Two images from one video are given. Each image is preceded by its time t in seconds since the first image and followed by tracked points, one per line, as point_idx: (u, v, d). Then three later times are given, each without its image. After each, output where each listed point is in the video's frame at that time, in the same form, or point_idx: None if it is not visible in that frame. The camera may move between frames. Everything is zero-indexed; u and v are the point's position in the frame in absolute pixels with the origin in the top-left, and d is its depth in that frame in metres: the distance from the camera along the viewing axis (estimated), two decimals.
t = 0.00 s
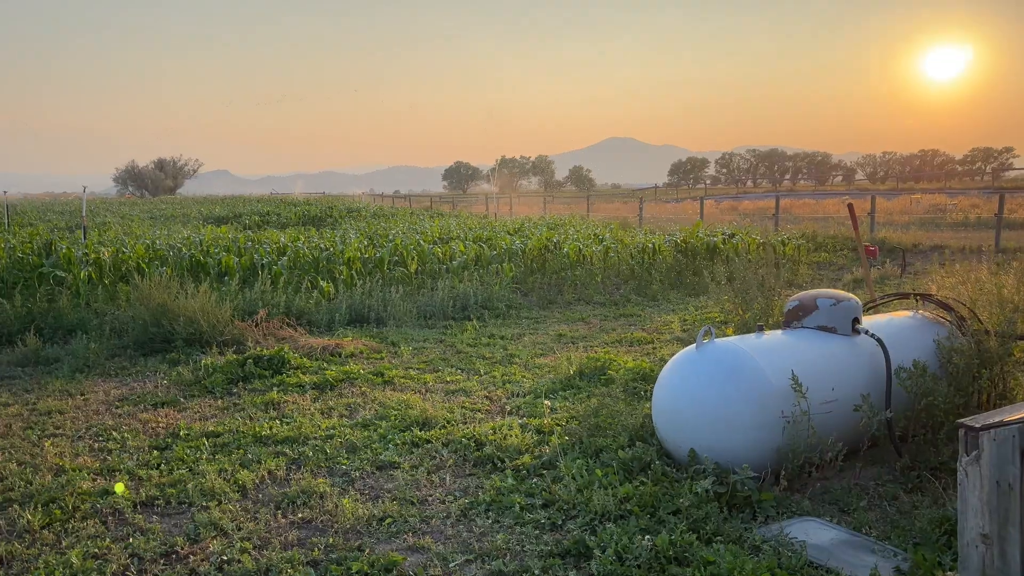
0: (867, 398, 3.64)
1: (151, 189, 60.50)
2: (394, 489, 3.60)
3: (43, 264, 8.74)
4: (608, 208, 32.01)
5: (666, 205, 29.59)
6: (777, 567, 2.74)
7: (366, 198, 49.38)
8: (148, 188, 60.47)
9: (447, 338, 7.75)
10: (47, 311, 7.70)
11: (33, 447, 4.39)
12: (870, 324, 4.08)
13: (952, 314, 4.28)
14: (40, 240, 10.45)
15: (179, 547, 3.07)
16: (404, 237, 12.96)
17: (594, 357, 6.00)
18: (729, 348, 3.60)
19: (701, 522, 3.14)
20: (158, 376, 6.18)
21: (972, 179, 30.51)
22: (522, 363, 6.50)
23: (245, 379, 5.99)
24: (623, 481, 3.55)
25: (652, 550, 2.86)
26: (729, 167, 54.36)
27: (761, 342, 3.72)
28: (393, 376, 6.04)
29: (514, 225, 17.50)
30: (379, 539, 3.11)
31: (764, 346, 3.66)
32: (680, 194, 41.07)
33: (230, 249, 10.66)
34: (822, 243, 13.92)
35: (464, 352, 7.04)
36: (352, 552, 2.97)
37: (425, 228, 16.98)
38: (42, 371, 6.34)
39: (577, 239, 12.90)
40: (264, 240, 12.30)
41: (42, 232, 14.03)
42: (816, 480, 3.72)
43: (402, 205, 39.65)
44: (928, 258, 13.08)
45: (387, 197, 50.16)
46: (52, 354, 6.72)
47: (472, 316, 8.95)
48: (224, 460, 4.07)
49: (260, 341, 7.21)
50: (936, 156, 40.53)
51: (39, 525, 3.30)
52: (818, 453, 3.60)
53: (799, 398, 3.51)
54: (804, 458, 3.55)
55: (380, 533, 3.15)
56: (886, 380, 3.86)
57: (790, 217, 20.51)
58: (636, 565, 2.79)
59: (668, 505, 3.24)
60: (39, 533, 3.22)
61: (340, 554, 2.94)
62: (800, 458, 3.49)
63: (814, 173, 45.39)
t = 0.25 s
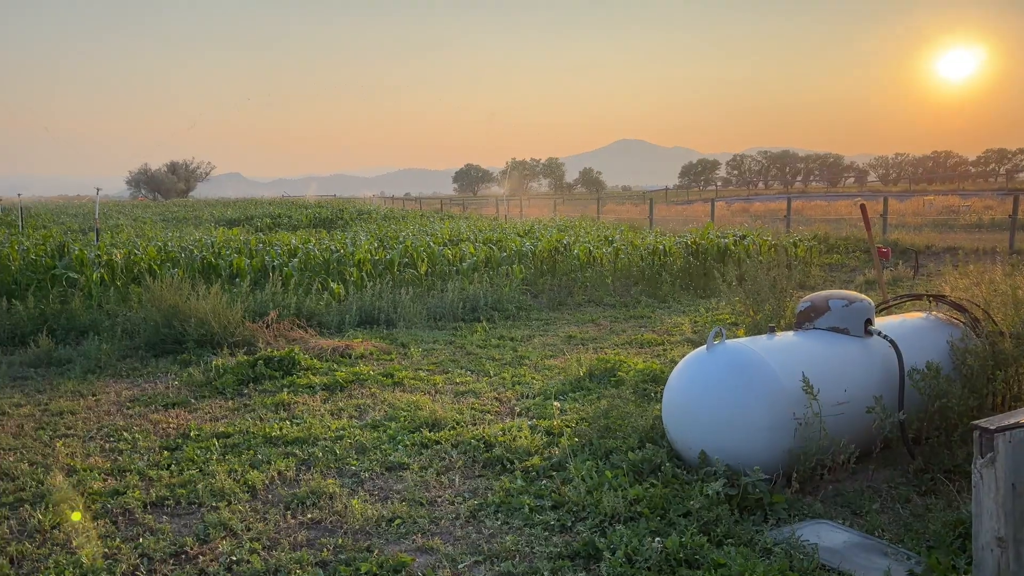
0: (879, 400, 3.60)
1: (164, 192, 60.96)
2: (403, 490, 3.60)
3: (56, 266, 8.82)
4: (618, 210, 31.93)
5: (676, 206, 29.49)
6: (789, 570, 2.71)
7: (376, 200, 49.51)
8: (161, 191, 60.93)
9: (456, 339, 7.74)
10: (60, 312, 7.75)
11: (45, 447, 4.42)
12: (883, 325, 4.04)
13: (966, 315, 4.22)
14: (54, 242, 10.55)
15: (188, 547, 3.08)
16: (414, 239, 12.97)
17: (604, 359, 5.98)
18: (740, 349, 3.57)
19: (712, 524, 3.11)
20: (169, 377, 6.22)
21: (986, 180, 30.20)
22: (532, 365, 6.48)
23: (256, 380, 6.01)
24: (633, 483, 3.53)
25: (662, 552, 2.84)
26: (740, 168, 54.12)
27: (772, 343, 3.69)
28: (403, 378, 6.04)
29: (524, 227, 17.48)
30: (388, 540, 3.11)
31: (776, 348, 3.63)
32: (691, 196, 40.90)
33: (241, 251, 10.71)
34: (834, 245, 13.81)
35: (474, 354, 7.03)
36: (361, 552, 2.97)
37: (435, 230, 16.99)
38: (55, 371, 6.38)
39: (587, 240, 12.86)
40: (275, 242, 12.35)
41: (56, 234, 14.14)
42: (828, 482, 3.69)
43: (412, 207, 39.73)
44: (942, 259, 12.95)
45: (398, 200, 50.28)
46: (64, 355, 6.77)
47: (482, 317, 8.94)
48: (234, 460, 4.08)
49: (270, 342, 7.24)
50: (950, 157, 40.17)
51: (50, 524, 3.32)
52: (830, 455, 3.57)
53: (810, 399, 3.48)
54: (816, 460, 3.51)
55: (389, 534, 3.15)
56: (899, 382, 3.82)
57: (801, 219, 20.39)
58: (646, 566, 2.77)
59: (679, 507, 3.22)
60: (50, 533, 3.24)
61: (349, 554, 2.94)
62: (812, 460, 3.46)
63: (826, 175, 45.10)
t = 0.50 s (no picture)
0: (895, 401, 3.56)
1: (181, 193, 61.57)
2: (414, 490, 3.60)
3: (73, 266, 8.92)
4: (632, 210, 31.82)
5: (690, 207, 29.34)
6: (802, 573, 2.68)
7: (390, 201, 49.67)
8: (177, 192, 61.53)
9: (469, 340, 7.74)
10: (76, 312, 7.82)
11: (60, 446, 4.46)
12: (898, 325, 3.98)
13: (983, 316, 4.16)
14: (71, 243, 10.68)
15: (199, 547, 3.10)
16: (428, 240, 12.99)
17: (617, 360, 5.95)
18: (753, 350, 3.54)
19: (724, 527, 3.09)
20: (183, 377, 6.26)
21: (1006, 180, 29.78)
22: (545, 365, 6.47)
23: (269, 380, 6.04)
24: (645, 484, 3.50)
25: (673, 554, 2.82)
26: (755, 169, 53.77)
27: (785, 344, 3.65)
28: (415, 378, 6.05)
29: (537, 228, 17.47)
30: (399, 540, 3.11)
31: (789, 348, 3.59)
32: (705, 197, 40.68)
33: (256, 251, 10.78)
34: (850, 246, 13.67)
35: (486, 354, 7.03)
36: (371, 552, 2.97)
37: (449, 230, 17.01)
38: (71, 371, 6.45)
39: (601, 241, 12.82)
40: (289, 243, 12.42)
41: (74, 235, 14.31)
42: (842, 485, 3.64)
43: (426, 208, 39.83)
44: (960, 261, 12.78)
45: (412, 201, 50.45)
46: (81, 355, 6.84)
47: (495, 318, 8.94)
48: (247, 460, 4.10)
49: (284, 342, 7.28)
50: (969, 157, 39.66)
51: (64, 523, 3.35)
52: (844, 457, 3.53)
53: (824, 401, 3.44)
54: (830, 463, 3.47)
55: (400, 534, 3.15)
56: (915, 384, 3.77)
57: (817, 219, 20.21)
58: (657, 569, 2.75)
59: (691, 509, 3.20)
60: (63, 532, 3.26)
61: (359, 554, 2.94)
62: (826, 462, 3.42)
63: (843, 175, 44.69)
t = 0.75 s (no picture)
0: (915, 404, 3.50)
1: (200, 193, 62.25)
2: (429, 490, 3.60)
3: (94, 266, 9.04)
4: (648, 210, 31.67)
5: (708, 207, 29.15)
6: None
7: (407, 202, 49.89)
8: (197, 193, 62.22)
9: (485, 340, 7.75)
10: (96, 312, 7.92)
11: (80, 444, 4.52)
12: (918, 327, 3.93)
13: (1006, 318, 4.09)
14: (93, 243, 10.82)
15: (216, 546, 3.12)
16: (444, 240, 13.01)
17: (633, 360, 5.92)
18: (770, 351, 3.50)
19: (741, 529, 3.06)
20: (202, 376, 6.32)
21: None
22: (560, 366, 6.45)
23: (286, 379, 6.08)
24: (661, 486, 3.48)
25: (689, 556, 2.80)
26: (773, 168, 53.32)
27: (803, 345, 3.61)
28: (431, 378, 6.06)
29: (553, 228, 17.44)
30: (414, 540, 3.11)
31: (807, 349, 3.55)
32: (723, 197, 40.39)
33: (274, 252, 10.87)
34: (871, 246, 13.51)
35: (502, 354, 7.03)
36: (386, 552, 2.98)
37: (465, 231, 17.03)
38: (91, 370, 6.53)
39: (617, 241, 12.77)
40: (306, 243, 12.50)
41: (95, 235, 14.50)
42: (861, 488, 3.59)
43: (443, 208, 39.92)
44: (983, 261, 12.57)
45: (428, 201, 50.61)
46: (101, 354, 6.92)
47: (511, 318, 8.93)
48: (263, 459, 4.13)
49: (301, 342, 7.33)
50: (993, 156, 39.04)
51: (82, 521, 3.39)
52: (863, 460, 3.48)
53: (843, 403, 3.39)
54: (849, 465, 3.43)
55: (414, 534, 3.15)
56: (935, 386, 3.71)
57: (837, 219, 19.98)
58: (673, 571, 2.73)
59: (707, 512, 3.17)
60: (82, 530, 3.30)
61: (374, 554, 2.95)
62: (844, 464, 3.37)
63: (863, 175, 44.18)
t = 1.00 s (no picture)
0: (939, 406, 3.45)
1: (222, 194, 62.94)
2: (447, 490, 3.60)
3: (117, 266, 9.18)
4: (668, 210, 31.50)
5: (728, 207, 28.91)
6: None
7: (426, 202, 50.10)
8: (219, 194, 62.95)
9: (504, 340, 7.75)
10: (119, 310, 8.04)
11: (103, 442, 4.58)
12: (942, 329, 3.86)
13: None
14: (117, 243, 10.97)
15: (235, 544, 3.15)
16: (463, 240, 13.03)
17: (652, 361, 5.88)
18: (792, 353, 3.46)
19: (761, 533, 3.03)
20: (223, 375, 6.38)
21: None
22: (579, 366, 6.44)
23: (306, 378, 6.13)
24: (680, 489, 3.45)
25: (709, 560, 2.78)
26: (795, 168, 52.78)
27: (826, 347, 3.56)
28: (450, 378, 6.07)
29: (572, 228, 17.40)
30: (432, 540, 3.12)
31: (829, 351, 3.50)
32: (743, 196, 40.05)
33: (294, 252, 10.95)
34: (895, 247, 13.32)
35: (520, 355, 7.02)
36: (405, 552, 2.98)
37: (483, 231, 17.04)
38: (115, 368, 6.62)
39: (636, 241, 12.71)
40: (326, 243, 12.59)
41: (119, 235, 14.70)
42: (883, 491, 3.54)
43: (462, 208, 40.01)
44: (1011, 262, 12.33)
45: (447, 201, 50.76)
46: (124, 353, 7.01)
47: (529, 318, 8.92)
48: (283, 458, 4.16)
49: (321, 342, 7.38)
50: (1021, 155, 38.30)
51: (105, 518, 3.44)
52: (885, 463, 3.43)
53: (865, 405, 3.34)
54: (871, 468, 3.38)
55: (433, 534, 3.16)
56: (959, 389, 3.65)
57: (860, 219, 19.70)
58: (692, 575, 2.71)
59: (727, 515, 3.14)
60: (104, 527, 3.35)
61: (393, 554, 2.96)
62: (866, 468, 3.34)
63: (887, 174, 43.56)
